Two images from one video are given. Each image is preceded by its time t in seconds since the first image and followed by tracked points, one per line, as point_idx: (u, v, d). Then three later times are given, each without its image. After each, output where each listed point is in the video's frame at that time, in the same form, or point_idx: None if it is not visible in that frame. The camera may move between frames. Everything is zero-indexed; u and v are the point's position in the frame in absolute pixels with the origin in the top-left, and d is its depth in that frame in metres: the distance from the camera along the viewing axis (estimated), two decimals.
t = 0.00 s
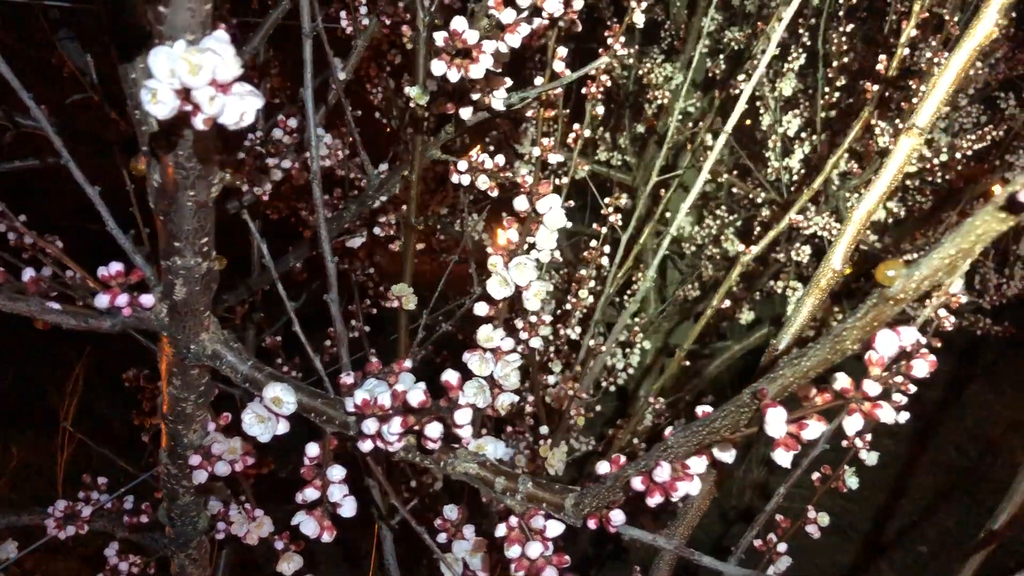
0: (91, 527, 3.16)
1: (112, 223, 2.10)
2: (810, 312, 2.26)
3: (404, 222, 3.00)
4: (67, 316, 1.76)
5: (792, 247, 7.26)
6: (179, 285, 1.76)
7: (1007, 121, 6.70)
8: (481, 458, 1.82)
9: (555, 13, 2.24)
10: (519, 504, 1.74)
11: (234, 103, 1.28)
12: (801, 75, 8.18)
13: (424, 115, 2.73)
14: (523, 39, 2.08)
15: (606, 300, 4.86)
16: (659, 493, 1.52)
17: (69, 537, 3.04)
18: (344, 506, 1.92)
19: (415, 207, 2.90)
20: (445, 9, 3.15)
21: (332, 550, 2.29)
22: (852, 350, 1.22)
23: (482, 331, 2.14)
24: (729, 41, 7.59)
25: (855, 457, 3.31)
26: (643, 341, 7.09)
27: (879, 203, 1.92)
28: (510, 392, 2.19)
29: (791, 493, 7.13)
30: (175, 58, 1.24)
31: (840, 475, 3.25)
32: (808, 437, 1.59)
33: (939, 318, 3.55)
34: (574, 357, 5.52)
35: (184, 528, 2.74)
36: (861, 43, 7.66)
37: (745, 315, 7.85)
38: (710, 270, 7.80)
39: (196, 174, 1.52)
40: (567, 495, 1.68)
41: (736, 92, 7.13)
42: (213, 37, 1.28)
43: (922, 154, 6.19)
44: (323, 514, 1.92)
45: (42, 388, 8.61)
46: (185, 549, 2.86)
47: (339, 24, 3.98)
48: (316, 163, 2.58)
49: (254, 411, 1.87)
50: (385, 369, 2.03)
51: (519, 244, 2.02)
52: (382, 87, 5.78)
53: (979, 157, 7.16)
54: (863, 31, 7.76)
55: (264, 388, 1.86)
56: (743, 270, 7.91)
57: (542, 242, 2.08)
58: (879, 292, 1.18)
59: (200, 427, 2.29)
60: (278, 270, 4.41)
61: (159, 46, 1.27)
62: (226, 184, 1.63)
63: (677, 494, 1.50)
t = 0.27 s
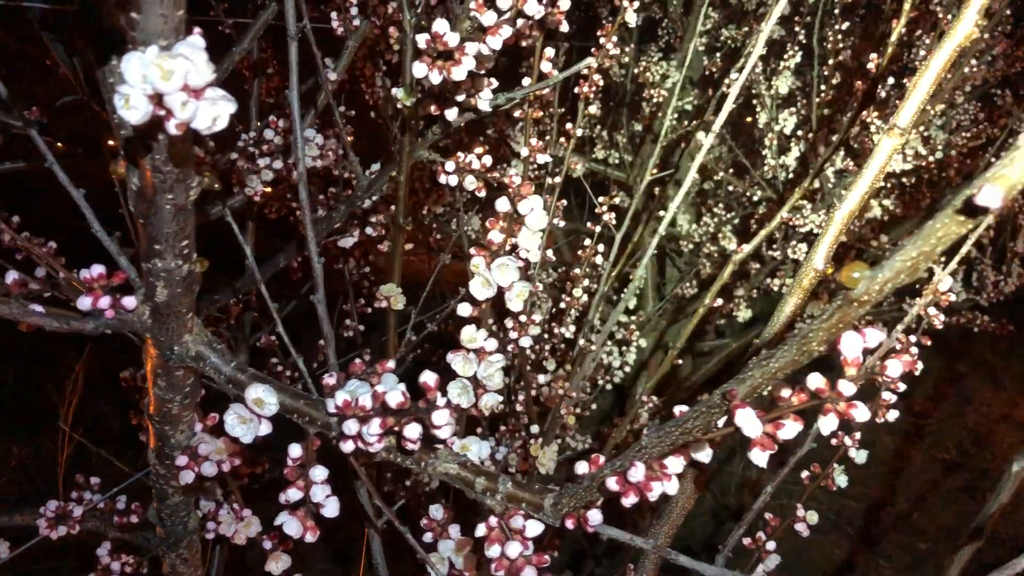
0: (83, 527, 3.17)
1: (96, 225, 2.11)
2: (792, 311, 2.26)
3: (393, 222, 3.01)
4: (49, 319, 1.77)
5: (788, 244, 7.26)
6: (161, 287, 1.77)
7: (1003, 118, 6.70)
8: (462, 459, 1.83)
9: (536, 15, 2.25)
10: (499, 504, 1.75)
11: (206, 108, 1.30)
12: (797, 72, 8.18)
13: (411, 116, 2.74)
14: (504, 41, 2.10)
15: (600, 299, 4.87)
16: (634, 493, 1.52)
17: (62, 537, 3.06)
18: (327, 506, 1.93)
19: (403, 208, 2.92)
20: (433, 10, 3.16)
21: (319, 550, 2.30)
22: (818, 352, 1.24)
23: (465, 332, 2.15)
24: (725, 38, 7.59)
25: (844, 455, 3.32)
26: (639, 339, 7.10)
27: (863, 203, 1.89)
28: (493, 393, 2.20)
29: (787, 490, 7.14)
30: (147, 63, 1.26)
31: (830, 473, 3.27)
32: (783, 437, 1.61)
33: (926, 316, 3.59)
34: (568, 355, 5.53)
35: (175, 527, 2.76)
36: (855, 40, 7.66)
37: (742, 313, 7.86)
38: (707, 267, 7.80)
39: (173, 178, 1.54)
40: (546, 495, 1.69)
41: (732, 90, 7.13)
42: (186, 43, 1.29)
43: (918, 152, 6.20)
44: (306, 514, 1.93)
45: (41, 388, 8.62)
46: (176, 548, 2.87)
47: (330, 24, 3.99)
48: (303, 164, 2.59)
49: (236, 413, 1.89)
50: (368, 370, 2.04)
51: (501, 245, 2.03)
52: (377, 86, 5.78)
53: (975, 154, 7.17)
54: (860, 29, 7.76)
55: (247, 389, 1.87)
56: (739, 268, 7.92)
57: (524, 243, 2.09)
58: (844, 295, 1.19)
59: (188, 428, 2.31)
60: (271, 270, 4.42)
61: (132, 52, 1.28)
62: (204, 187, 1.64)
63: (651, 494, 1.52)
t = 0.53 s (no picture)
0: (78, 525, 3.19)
1: (84, 225, 2.12)
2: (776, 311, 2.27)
3: (384, 221, 3.02)
4: (34, 319, 1.78)
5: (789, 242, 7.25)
6: (146, 287, 1.78)
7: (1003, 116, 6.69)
8: (445, 457, 1.84)
9: (521, 15, 2.26)
10: (481, 502, 1.76)
11: (181, 110, 1.31)
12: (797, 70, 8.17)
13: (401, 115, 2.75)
14: (489, 41, 2.11)
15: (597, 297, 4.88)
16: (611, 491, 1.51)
17: (56, 535, 3.07)
18: (312, 505, 1.94)
19: (395, 207, 2.93)
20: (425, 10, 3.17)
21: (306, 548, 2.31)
22: (787, 352, 1.25)
23: (451, 331, 2.15)
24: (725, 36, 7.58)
25: (837, 453, 3.33)
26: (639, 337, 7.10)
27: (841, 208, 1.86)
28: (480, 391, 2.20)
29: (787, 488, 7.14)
30: (123, 66, 1.27)
31: (822, 471, 3.27)
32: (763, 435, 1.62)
33: (921, 314, 3.59)
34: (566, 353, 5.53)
35: (167, 524, 2.77)
36: (855, 37, 7.64)
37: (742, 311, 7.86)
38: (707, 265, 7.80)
39: (154, 179, 1.55)
40: (527, 493, 1.71)
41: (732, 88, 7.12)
42: (162, 46, 1.30)
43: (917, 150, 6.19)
44: (291, 512, 1.95)
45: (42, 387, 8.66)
46: (169, 546, 2.89)
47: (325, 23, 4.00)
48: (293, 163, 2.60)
49: (221, 411, 1.90)
50: (354, 369, 2.05)
51: (486, 245, 2.04)
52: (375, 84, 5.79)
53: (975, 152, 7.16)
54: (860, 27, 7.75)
55: (232, 388, 1.89)
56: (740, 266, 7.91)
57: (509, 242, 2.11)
58: (812, 295, 1.20)
59: (177, 426, 2.32)
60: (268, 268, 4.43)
61: (108, 54, 1.30)
62: (186, 187, 1.65)
63: (628, 492, 1.52)
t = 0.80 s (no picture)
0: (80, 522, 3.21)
1: (83, 225, 2.13)
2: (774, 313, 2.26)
3: (384, 221, 3.03)
4: (30, 319, 1.80)
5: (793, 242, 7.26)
6: (141, 287, 1.80)
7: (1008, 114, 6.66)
8: (438, 457, 1.85)
9: (515, 16, 2.26)
10: (473, 502, 1.77)
11: (170, 113, 1.32)
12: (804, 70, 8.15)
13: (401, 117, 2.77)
14: (483, 44, 2.12)
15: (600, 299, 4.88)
16: (599, 492, 1.52)
17: (59, 533, 3.09)
18: (307, 503, 1.96)
19: (394, 207, 2.94)
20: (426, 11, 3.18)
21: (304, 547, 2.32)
22: (770, 354, 1.25)
23: (446, 331, 2.15)
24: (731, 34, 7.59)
25: (838, 454, 3.33)
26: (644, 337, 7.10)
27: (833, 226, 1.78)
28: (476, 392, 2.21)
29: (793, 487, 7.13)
30: (112, 69, 1.28)
31: (822, 472, 3.27)
32: (752, 436, 1.63)
33: (922, 315, 3.58)
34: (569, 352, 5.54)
35: (168, 522, 2.79)
36: (862, 36, 7.62)
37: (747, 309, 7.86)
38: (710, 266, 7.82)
39: (147, 181, 1.56)
40: (518, 493, 1.72)
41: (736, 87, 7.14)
42: (151, 50, 1.31)
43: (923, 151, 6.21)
44: (286, 511, 1.96)
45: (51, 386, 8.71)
46: (170, 544, 2.91)
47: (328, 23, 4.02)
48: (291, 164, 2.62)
49: (216, 411, 1.91)
50: (349, 369, 2.07)
51: (480, 245, 2.05)
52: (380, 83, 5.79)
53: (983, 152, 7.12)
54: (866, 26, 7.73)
55: (228, 388, 1.91)
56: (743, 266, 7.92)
57: (503, 243, 2.11)
58: (794, 298, 1.21)
59: (176, 425, 2.34)
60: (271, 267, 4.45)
61: (98, 58, 1.31)
62: (180, 189, 1.67)
63: (616, 493, 1.51)
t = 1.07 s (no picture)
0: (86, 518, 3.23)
1: (86, 223, 2.15)
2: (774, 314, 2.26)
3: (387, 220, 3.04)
4: (32, 317, 1.82)
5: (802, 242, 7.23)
6: (141, 287, 1.81)
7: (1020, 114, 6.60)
8: (435, 456, 1.86)
9: (515, 16, 2.27)
10: (470, 501, 1.78)
11: (167, 114, 1.33)
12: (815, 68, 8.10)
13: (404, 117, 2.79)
14: (483, 44, 2.13)
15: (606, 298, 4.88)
16: (593, 492, 1.52)
17: (64, 529, 3.11)
18: (306, 501, 1.97)
19: (397, 206, 2.94)
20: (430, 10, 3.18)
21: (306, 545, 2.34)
22: (761, 356, 1.25)
23: (446, 331, 2.15)
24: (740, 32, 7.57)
25: (842, 455, 3.32)
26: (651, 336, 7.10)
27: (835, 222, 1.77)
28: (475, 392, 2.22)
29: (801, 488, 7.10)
30: (109, 70, 1.30)
31: (826, 473, 3.25)
32: (748, 436, 1.63)
33: (928, 315, 3.56)
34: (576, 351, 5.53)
35: (172, 519, 2.81)
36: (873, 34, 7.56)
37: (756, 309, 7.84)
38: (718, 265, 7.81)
39: (147, 181, 1.58)
40: (515, 493, 1.73)
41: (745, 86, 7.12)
42: (147, 52, 1.32)
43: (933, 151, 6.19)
44: (285, 509, 1.97)
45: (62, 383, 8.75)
46: (174, 540, 2.92)
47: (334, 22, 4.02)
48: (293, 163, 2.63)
49: (216, 409, 1.93)
50: (349, 368, 2.08)
51: (479, 245, 2.06)
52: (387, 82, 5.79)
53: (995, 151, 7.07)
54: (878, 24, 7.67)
55: (227, 386, 1.92)
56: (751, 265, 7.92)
57: (502, 242, 2.12)
58: (784, 300, 1.21)
59: (179, 422, 2.36)
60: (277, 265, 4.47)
61: (95, 59, 1.32)
62: (179, 188, 1.68)
63: (610, 493, 1.52)
